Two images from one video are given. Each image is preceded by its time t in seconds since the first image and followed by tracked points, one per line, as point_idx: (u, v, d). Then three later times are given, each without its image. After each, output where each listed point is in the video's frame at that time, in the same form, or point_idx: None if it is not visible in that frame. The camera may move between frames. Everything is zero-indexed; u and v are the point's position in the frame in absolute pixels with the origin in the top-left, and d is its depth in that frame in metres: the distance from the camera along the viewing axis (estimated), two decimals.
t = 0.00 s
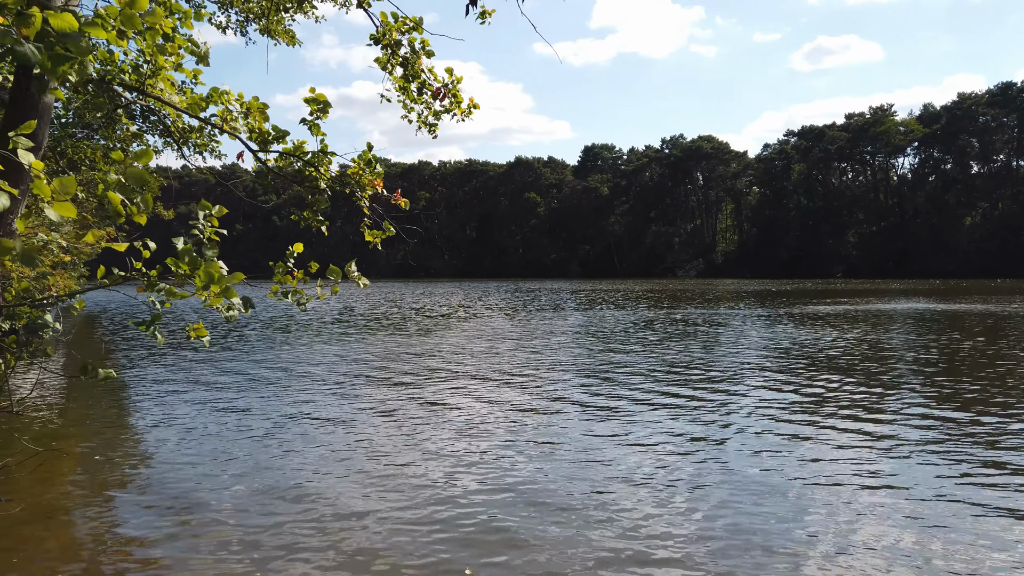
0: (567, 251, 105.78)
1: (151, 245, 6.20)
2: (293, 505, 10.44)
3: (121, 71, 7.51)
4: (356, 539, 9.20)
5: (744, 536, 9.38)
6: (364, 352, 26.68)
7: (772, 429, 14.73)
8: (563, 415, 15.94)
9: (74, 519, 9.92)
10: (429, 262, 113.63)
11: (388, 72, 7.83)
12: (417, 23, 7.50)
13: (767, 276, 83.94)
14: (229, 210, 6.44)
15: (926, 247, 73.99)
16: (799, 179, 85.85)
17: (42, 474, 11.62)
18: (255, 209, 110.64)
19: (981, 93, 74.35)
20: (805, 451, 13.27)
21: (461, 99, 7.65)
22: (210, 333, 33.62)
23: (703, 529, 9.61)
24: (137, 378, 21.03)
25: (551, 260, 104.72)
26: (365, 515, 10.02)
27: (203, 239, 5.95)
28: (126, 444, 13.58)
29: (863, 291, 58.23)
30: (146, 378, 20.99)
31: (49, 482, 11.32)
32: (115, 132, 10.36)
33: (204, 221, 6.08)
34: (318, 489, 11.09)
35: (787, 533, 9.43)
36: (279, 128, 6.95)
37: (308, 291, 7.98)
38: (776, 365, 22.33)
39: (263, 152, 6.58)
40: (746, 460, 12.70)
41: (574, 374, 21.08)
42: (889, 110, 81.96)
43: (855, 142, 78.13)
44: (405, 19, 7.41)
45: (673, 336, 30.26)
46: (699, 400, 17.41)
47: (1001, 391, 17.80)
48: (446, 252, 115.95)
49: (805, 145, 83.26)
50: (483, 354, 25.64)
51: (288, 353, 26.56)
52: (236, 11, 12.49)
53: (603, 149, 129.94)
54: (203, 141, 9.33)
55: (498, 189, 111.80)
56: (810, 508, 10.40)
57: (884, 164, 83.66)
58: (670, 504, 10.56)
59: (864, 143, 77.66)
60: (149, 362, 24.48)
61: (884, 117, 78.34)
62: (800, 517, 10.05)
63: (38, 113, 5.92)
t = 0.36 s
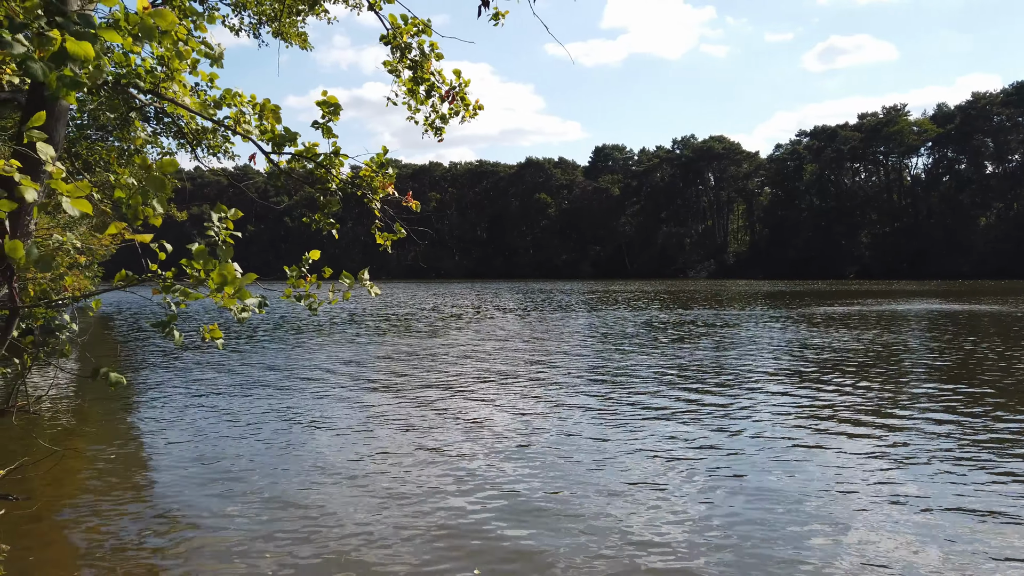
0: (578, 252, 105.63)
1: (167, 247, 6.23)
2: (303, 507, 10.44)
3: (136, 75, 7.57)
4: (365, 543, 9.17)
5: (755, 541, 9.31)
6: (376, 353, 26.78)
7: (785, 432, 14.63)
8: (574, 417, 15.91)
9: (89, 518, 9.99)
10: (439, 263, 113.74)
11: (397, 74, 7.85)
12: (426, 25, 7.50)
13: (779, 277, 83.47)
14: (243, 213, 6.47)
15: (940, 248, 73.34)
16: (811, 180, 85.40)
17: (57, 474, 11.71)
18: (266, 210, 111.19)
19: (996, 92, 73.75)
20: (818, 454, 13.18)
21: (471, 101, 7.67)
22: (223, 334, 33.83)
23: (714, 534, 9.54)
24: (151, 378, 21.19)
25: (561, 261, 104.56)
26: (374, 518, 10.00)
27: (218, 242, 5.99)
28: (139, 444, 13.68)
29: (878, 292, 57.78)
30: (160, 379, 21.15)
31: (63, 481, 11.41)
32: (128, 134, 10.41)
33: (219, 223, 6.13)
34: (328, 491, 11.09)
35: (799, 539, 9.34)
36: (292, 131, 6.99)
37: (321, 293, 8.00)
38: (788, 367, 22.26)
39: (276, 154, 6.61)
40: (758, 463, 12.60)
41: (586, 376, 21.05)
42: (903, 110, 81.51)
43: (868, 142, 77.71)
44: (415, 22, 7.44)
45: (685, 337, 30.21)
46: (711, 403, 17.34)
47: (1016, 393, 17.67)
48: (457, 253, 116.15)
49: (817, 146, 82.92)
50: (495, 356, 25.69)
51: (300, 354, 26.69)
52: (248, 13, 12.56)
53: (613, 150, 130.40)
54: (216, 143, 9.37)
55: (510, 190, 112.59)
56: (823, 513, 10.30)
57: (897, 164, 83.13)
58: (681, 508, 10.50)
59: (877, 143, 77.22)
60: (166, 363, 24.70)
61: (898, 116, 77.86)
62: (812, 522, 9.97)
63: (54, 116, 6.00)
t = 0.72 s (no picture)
0: (589, 252, 105.43)
1: (185, 248, 6.24)
2: (312, 507, 10.46)
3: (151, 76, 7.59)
4: (374, 545, 9.13)
5: (767, 545, 9.22)
6: (389, 354, 26.86)
7: (797, 434, 14.51)
8: (585, 419, 15.84)
9: (105, 517, 10.04)
10: (451, 263, 113.88)
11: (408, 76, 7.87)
12: (436, 28, 7.52)
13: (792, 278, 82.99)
14: (259, 214, 6.48)
15: (955, 248, 72.72)
16: (824, 179, 84.95)
17: (73, 473, 11.78)
18: (279, 211, 111.81)
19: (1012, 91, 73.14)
20: (832, 456, 13.04)
21: (479, 104, 7.67)
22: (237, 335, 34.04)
23: (727, 537, 9.45)
24: (166, 378, 21.34)
25: (572, 261, 104.39)
26: (383, 519, 9.98)
27: (235, 243, 6.01)
28: (151, 443, 13.77)
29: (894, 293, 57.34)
30: (175, 379, 21.29)
31: (78, 480, 11.52)
32: (143, 135, 10.49)
33: (236, 224, 6.14)
34: (339, 492, 11.07)
35: (813, 542, 9.23)
36: (306, 132, 7.00)
37: (335, 294, 8.01)
38: (802, 368, 22.14)
39: (290, 156, 6.61)
40: (771, 466, 12.49)
41: (598, 377, 20.99)
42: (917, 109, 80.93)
43: (882, 141, 77.26)
44: (425, 24, 7.45)
45: (698, 338, 30.12)
46: (723, 405, 17.24)
47: None
48: (468, 253, 116.31)
49: (831, 146, 82.53)
50: (507, 357, 25.70)
51: (313, 355, 26.81)
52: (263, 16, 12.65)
53: (625, 150, 130.23)
54: (230, 145, 9.42)
55: (521, 190, 112.74)
56: (837, 516, 10.17)
57: (912, 164, 82.55)
58: (694, 510, 10.40)
59: (891, 142, 76.77)
60: (180, 363, 24.87)
61: (912, 116, 77.35)
62: (826, 525, 9.85)
63: (70, 117, 6.05)
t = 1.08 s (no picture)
0: (601, 253, 105.27)
1: (200, 248, 6.27)
2: (325, 505, 10.55)
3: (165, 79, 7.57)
4: (384, 546, 9.12)
5: (780, 547, 9.14)
6: (402, 353, 26.99)
7: (810, 436, 14.41)
8: (597, 419, 15.82)
9: (121, 516, 10.12)
10: (462, 264, 114.04)
11: (420, 77, 7.89)
12: (448, 28, 7.52)
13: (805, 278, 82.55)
14: (273, 213, 6.49)
15: (971, 248, 72.09)
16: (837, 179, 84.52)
17: (89, 471, 11.87)
18: (291, 212, 112.35)
19: None
20: (845, 458, 12.94)
21: (490, 103, 7.68)
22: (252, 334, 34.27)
23: (739, 539, 9.38)
24: (182, 378, 21.53)
25: (583, 262, 104.25)
26: (393, 520, 9.97)
27: (249, 243, 6.03)
28: (166, 442, 13.88)
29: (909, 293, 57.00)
30: (190, 378, 21.47)
31: (94, 478, 11.63)
32: (158, 137, 10.58)
33: (249, 224, 6.17)
34: (350, 492, 11.08)
35: (826, 543, 9.22)
36: (319, 133, 7.01)
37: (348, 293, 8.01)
38: (815, 368, 22.07)
39: (303, 156, 6.61)
40: (784, 467, 12.41)
41: (610, 378, 20.97)
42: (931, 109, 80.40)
43: (896, 141, 76.85)
44: (436, 25, 7.47)
45: (710, 338, 30.08)
46: (735, 405, 17.16)
47: None
48: (479, 253, 116.57)
49: (844, 145, 82.13)
50: (520, 356, 25.79)
51: (326, 354, 26.99)
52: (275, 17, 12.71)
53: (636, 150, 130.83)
54: (245, 146, 9.48)
55: (532, 190, 112.92)
56: (850, 519, 10.07)
57: (926, 163, 82.03)
58: (706, 512, 10.34)
59: (906, 142, 76.34)
60: (196, 362, 25.06)
61: (926, 115, 76.86)
62: (840, 527, 9.76)
63: (86, 119, 6.08)
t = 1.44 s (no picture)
0: (611, 253, 105.09)
1: (215, 249, 6.29)
2: (337, 505, 10.62)
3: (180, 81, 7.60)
4: (392, 549, 9.07)
5: (791, 551, 9.10)
6: (413, 354, 27.05)
7: (823, 438, 14.28)
8: (608, 421, 15.77)
9: (134, 515, 10.16)
10: (472, 264, 114.14)
11: (432, 77, 7.88)
12: (460, 29, 7.54)
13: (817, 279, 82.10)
14: (286, 215, 6.49)
15: (985, 249, 71.48)
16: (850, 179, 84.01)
17: (102, 470, 11.94)
18: (302, 212, 112.74)
19: None
20: (857, 461, 12.82)
21: (502, 104, 7.69)
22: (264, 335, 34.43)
23: (750, 545, 9.30)
24: (194, 378, 21.65)
25: (593, 262, 104.13)
26: (402, 523, 9.93)
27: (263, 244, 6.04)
28: (178, 441, 13.98)
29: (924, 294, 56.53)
30: (203, 378, 21.59)
31: (108, 476, 11.73)
32: (171, 138, 10.64)
33: (263, 226, 6.17)
34: (358, 494, 11.05)
35: (838, 546, 9.19)
36: (332, 133, 7.01)
37: (361, 295, 8.02)
38: (828, 369, 21.96)
39: (315, 157, 6.61)
40: (796, 471, 12.31)
41: (621, 379, 20.91)
42: (944, 108, 79.93)
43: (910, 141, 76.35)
44: (449, 26, 7.49)
45: (722, 339, 29.99)
46: (747, 407, 17.06)
47: None
48: (490, 253, 116.75)
49: (856, 145, 81.65)
50: (530, 357, 25.77)
51: (338, 355, 27.09)
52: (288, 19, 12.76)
53: (646, 150, 130.51)
54: (258, 147, 9.52)
55: (542, 190, 112.92)
56: (864, 525, 9.96)
57: (940, 163, 81.47)
58: (717, 516, 10.27)
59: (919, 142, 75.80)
60: (208, 363, 25.19)
61: (940, 114, 76.36)
62: (851, 530, 9.73)
63: (103, 120, 6.12)
